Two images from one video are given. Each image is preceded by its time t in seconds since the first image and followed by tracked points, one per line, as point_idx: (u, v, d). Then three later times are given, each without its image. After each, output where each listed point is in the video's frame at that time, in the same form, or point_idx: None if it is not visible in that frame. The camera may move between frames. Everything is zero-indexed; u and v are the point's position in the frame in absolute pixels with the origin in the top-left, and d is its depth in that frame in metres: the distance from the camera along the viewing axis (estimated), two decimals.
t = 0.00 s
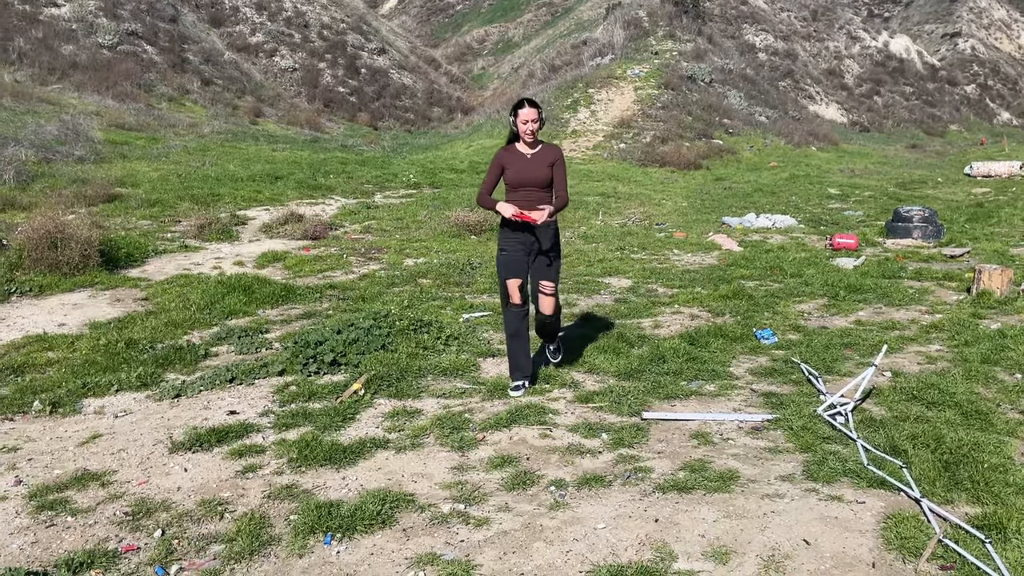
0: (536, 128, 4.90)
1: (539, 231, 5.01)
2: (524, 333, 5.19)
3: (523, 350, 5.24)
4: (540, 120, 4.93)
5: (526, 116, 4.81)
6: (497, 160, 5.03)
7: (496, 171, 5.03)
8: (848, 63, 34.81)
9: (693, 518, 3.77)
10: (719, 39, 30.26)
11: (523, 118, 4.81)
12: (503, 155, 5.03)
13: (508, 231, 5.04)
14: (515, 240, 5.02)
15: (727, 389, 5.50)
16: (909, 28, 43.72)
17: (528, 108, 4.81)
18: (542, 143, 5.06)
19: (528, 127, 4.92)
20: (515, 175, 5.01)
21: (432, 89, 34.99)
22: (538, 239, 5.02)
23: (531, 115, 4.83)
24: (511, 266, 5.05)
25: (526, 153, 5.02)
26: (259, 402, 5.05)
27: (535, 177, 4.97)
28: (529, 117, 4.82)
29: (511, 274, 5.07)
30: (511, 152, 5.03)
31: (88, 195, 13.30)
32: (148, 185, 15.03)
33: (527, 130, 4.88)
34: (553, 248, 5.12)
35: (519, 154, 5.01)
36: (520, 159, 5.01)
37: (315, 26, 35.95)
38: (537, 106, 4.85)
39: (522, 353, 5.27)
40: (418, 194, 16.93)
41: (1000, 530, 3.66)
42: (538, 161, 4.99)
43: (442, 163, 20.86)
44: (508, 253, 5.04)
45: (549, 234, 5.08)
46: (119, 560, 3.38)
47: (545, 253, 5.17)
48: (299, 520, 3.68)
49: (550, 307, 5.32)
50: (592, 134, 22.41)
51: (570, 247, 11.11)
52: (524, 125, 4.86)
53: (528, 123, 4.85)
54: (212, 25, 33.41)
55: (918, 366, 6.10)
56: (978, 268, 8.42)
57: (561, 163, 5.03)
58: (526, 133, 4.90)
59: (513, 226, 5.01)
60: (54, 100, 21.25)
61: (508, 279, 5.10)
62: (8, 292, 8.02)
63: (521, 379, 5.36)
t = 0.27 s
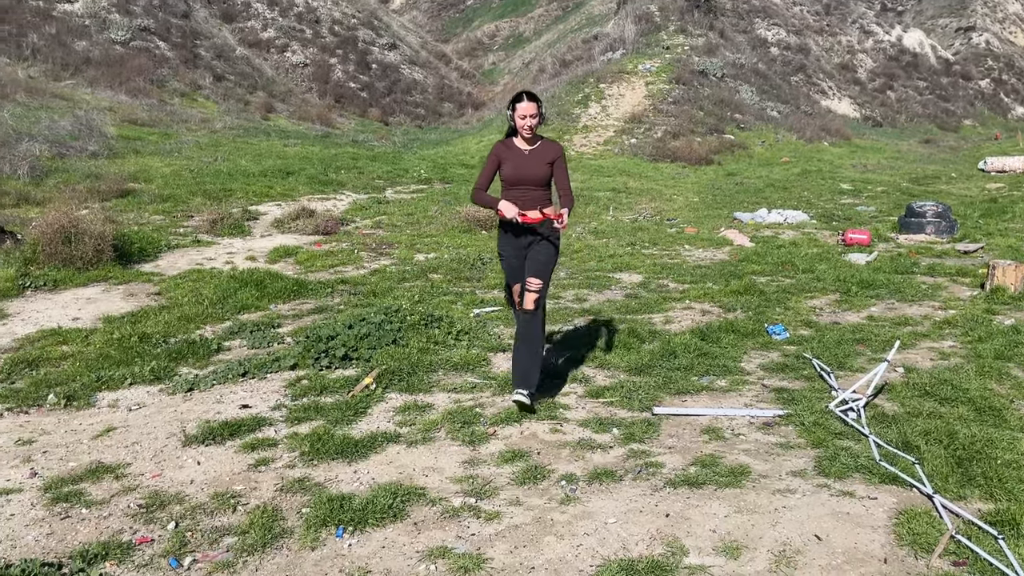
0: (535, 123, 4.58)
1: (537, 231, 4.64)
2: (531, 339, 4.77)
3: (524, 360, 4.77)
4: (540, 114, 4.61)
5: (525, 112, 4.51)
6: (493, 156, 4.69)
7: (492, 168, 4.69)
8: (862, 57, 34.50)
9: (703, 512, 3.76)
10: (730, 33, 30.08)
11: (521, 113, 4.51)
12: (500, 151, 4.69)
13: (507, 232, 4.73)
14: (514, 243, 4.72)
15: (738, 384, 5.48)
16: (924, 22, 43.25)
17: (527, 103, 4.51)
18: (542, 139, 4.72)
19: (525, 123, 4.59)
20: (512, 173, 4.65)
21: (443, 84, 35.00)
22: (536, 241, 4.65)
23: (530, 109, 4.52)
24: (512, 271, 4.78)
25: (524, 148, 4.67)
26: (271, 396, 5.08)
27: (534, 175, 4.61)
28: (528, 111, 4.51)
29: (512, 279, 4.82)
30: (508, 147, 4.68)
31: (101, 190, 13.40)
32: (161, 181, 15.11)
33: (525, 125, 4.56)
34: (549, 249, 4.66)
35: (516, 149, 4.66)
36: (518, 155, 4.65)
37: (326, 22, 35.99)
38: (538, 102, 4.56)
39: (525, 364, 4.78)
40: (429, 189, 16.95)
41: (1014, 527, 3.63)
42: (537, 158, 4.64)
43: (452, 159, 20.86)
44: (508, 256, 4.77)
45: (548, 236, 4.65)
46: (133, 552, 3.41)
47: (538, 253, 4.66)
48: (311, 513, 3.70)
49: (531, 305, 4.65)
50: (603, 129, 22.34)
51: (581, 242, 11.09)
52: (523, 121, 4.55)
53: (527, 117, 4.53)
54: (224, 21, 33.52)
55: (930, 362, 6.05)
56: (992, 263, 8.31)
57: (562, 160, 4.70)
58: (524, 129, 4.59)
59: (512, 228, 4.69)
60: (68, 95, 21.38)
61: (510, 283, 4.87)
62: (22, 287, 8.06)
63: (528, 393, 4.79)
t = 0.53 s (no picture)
0: (536, 125, 4.16)
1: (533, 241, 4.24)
2: (527, 356, 4.46)
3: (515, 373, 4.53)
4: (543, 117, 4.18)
5: (525, 115, 4.10)
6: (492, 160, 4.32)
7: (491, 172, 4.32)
8: (880, 51, 34.15)
9: (720, 507, 3.75)
10: (747, 27, 29.85)
11: (522, 114, 4.09)
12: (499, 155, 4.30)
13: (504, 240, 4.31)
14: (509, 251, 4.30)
15: (754, 379, 5.45)
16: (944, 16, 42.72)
17: (528, 104, 4.08)
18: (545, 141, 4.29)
19: (526, 124, 4.16)
20: (509, 177, 4.27)
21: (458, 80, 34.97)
22: (534, 254, 4.26)
23: (529, 110, 4.09)
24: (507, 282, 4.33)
25: (524, 152, 4.26)
26: (288, 389, 5.10)
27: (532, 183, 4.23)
28: (528, 112, 4.09)
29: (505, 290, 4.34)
30: (507, 149, 4.28)
31: (121, 185, 13.51)
32: (179, 175, 15.19)
33: (525, 128, 4.15)
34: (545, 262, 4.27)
35: (516, 152, 4.25)
36: (517, 158, 4.25)
37: (342, 18, 36.06)
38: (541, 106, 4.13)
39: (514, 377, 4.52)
40: (444, 184, 16.97)
41: None
42: (538, 162, 4.23)
43: (467, 154, 20.84)
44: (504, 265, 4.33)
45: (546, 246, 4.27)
46: (153, 543, 3.45)
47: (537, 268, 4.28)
48: (328, 505, 3.72)
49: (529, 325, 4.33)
50: (619, 124, 22.26)
51: (597, 237, 11.04)
52: (523, 124, 4.13)
53: (527, 119, 4.11)
54: (241, 16, 33.66)
55: (949, 358, 6.00)
56: (1013, 259, 8.21)
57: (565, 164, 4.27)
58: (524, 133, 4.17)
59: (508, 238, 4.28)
60: (87, 91, 21.53)
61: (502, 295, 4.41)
62: (43, 280, 7.96)
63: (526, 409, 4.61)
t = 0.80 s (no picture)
0: (533, 111, 3.99)
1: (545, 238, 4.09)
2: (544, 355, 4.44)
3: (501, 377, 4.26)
4: (540, 101, 4.01)
5: (517, 102, 3.95)
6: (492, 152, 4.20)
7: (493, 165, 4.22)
8: (903, 44, 33.77)
9: (741, 503, 3.74)
10: (769, 20, 29.58)
11: (515, 102, 3.95)
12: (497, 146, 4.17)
13: (506, 233, 4.13)
14: (516, 245, 4.10)
15: (775, 375, 5.42)
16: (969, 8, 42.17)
17: (522, 90, 3.92)
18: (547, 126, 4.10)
19: (522, 111, 3.99)
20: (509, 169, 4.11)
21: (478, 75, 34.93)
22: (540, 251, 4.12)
23: (524, 96, 3.93)
24: (510, 276, 4.13)
25: (524, 140, 4.09)
26: (309, 383, 5.12)
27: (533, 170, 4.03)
28: (522, 99, 3.93)
29: (506, 283, 4.12)
30: (505, 139, 4.14)
31: (144, 179, 13.52)
32: (201, 170, 15.21)
33: (521, 116, 3.99)
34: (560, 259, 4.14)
35: (515, 141, 4.10)
36: (517, 148, 4.09)
37: (362, 12, 36.10)
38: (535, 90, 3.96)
39: (497, 382, 4.25)
40: (463, 179, 16.99)
41: None
42: (538, 148, 4.04)
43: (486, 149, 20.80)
44: (507, 259, 4.13)
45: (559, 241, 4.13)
46: (178, 533, 3.49)
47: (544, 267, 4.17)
48: (350, 497, 3.75)
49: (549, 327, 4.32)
50: (638, 119, 22.16)
51: (616, 232, 10.89)
52: (517, 112, 3.98)
53: (521, 107, 3.96)
54: (261, 11, 33.80)
55: (973, 354, 5.94)
56: None
57: (570, 146, 4.04)
58: (520, 120, 4.02)
59: (511, 232, 4.11)
60: (109, 85, 21.61)
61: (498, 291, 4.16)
62: (68, 274, 7.78)
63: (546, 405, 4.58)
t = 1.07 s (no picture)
0: (532, 117, 3.61)
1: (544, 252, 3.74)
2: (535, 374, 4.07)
3: (506, 406, 3.92)
4: (540, 108, 3.62)
5: (514, 108, 3.58)
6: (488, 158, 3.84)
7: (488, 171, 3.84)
8: (934, 38, 33.33)
9: (768, 498, 3.73)
10: (797, 14, 29.25)
11: (511, 108, 3.58)
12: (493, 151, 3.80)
13: (501, 248, 3.78)
14: (512, 260, 3.76)
15: (803, 370, 5.35)
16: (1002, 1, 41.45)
17: (519, 94, 3.54)
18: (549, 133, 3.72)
19: (519, 117, 3.61)
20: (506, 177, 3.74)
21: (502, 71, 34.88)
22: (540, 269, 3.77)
23: (522, 101, 3.56)
24: (507, 295, 3.78)
25: (522, 147, 3.71)
26: (336, 375, 5.14)
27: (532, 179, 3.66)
28: (518, 105, 3.56)
29: (503, 305, 3.77)
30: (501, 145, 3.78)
31: (171, 172, 13.30)
32: (228, 165, 15.00)
33: (518, 123, 3.61)
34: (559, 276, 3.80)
35: (512, 148, 3.72)
36: (514, 155, 3.71)
37: (387, 8, 36.15)
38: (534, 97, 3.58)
39: (504, 412, 3.91)
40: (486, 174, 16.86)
41: None
42: (538, 156, 3.65)
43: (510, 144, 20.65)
44: (502, 277, 3.77)
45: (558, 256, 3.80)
46: (209, 521, 3.54)
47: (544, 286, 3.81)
48: (377, 489, 3.77)
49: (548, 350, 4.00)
50: (663, 114, 22.00)
51: (641, 227, 10.53)
52: (514, 118, 3.61)
53: (518, 113, 3.59)
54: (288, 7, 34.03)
55: (1006, 352, 5.86)
56: None
57: (573, 155, 3.64)
58: (518, 127, 3.64)
59: (507, 245, 3.76)
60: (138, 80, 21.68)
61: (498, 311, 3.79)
62: (99, 267, 7.50)
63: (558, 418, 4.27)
